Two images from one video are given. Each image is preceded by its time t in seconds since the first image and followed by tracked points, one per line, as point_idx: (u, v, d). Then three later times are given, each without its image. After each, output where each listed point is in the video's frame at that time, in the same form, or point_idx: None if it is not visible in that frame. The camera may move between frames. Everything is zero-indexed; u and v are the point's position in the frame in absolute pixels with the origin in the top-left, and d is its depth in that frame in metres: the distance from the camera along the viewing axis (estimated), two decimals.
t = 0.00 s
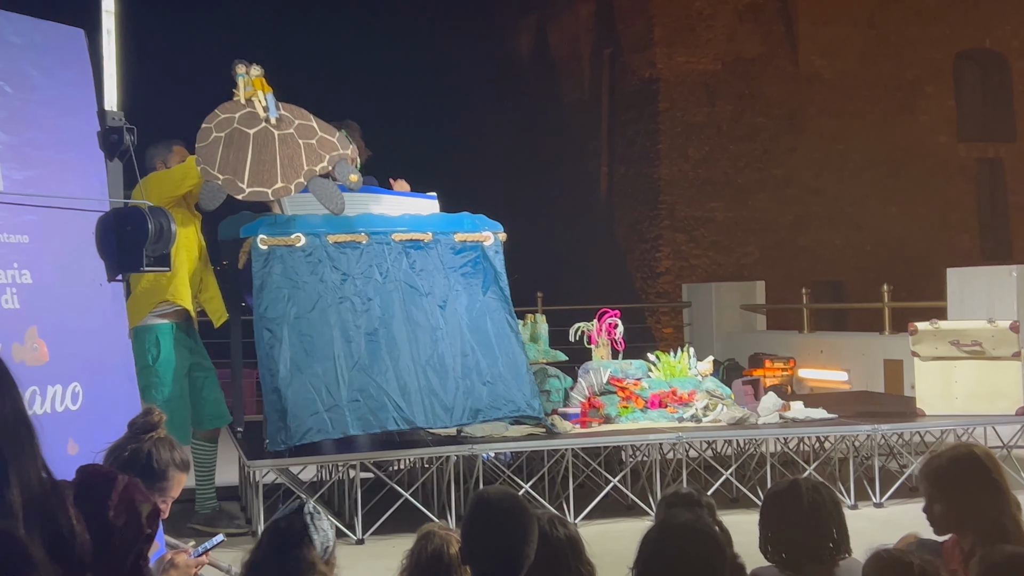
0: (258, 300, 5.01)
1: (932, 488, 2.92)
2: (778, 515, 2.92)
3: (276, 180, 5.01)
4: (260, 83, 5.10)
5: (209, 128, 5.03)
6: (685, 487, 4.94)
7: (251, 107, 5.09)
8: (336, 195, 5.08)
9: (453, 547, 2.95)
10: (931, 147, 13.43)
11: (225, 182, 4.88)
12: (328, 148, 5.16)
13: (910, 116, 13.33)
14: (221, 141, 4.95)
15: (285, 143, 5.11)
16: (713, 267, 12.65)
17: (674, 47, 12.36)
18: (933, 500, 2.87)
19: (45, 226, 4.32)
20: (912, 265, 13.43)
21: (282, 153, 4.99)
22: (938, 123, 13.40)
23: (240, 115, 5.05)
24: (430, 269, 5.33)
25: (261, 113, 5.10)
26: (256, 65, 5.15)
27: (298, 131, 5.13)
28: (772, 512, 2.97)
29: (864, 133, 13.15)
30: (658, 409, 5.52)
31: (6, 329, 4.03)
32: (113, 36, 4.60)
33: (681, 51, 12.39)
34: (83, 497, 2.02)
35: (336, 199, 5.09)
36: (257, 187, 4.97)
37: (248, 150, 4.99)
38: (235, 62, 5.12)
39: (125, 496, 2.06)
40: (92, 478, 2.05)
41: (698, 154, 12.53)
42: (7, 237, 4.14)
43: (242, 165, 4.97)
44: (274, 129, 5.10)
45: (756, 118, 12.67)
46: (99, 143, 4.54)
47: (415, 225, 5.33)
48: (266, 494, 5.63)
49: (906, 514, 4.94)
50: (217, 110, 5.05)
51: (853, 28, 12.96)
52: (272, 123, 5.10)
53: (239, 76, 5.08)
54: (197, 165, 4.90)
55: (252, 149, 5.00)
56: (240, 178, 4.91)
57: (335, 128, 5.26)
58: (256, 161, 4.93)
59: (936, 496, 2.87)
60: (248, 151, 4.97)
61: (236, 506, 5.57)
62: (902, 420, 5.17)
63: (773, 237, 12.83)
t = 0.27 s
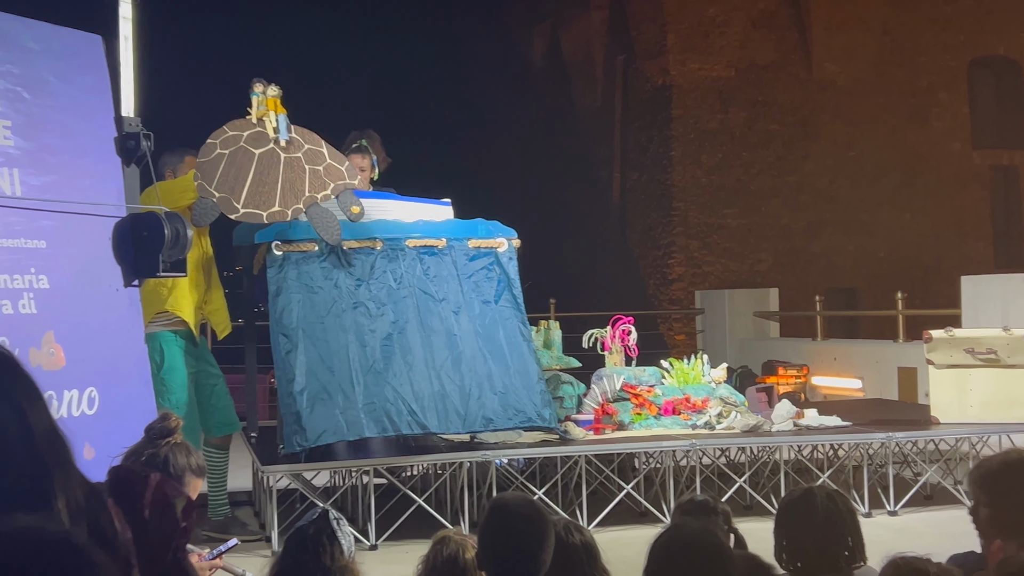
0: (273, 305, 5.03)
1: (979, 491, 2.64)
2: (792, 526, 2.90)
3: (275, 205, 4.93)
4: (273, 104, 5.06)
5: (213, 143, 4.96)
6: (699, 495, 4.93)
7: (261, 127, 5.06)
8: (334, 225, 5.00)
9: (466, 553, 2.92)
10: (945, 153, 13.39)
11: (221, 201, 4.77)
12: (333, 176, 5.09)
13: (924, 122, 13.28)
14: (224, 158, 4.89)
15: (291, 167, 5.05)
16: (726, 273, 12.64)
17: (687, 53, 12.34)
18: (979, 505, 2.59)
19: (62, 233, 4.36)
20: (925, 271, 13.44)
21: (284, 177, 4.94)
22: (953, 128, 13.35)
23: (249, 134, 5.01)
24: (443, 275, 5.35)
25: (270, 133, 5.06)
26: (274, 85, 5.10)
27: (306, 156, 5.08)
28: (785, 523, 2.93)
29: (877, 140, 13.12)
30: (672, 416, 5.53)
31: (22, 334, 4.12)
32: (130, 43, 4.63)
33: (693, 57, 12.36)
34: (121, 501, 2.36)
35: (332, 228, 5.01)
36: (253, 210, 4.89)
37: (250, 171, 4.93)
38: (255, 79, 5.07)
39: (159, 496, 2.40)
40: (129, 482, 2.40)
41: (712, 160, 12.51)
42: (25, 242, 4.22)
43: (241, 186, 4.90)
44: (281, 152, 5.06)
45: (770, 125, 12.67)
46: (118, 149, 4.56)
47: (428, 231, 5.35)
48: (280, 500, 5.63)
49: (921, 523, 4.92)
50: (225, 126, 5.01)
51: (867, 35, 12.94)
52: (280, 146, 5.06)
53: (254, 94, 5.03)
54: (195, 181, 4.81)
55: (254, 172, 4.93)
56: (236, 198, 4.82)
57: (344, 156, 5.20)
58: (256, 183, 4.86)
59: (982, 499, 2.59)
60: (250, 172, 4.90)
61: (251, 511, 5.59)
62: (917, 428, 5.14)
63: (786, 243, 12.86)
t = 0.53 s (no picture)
0: (285, 309, 5.04)
1: (1009, 500, 2.71)
2: (807, 532, 2.87)
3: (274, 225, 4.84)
4: (281, 121, 4.97)
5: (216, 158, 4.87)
6: (709, 501, 4.92)
7: (267, 144, 4.99)
8: (333, 250, 4.97)
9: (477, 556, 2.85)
10: (957, 160, 13.25)
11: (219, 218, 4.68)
12: (338, 198, 5.01)
13: (935, 128, 13.19)
14: (227, 174, 4.80)
15: (295, 186, 4.96)
16: (736, 280, 12.63)
17: (698, 59, 12.42)
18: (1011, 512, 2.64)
19: (74, 235, 4.29)
20: (938, 279, 13.28)
21: (287, 198, 4.87)
22: (966, 135, 13.22)
23: (253, 150, 4.93)
24: (453, 278, 5.35)
25: (277, 151, 4.99)
26: (283, 102, 5.04)
27: (311, 176, 4.99)
28: (798, 531, 2.91)
29: (887, 147, 13.08)
30: (683, 422, 5.55)
31: (34, 337, 4.05)
32: (143, 45, 4.68)
33: (704, 63, 12.44)
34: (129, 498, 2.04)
35: (331, 253, 5.00)
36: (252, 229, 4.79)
37: (252, 189, 4.82)
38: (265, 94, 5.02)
39: (171, 499, 2.09)
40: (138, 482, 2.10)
41: (721, 166, 12.57)
42: (37, 245, 4.15)
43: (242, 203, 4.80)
44: (286, 170, 4.96)
45: (780, 130, 12.71)
46: (130, 152, 4.54)
47: (440, 236, 5.36)
48: (287, 504, 5.62)
49: (932, 529, 4.90)
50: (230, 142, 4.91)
51: (879, 41, 12.83)
52: (285, 164, 4.97)
53: (264, 110, 4.96)
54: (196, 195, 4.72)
55: (256, 189, 4.84)
56: (235, 216, 4.72)
57: (350, 177, 5.13)
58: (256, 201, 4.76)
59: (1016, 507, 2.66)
60: (251, 190, 4.80)
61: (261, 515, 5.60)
62: (929, 436, 5.12)
63: (796, 250, 12.79)
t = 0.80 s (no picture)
0: (294, 317, 5.05)
1: None
2: (818, 546, 2.84)
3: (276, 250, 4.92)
4: (287, 145, 5.07)
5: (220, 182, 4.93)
6: (717, 511, 4.90)
7: (272, 169, 5.08)
8: (336, 276, 5.02)
9: (482, 566, 2.83)
10: (966, 170, 13.23)
11: (221, 244, 4.71)
12: (343, 224, 5.08)
13: (944, 138, 13.16)
14: (232, 198, 4.88)
15: (298, 212, 5.05)
16: (744, 289, 12.59)
17: (708, 68, 12.40)
18: None
19: (84, 243, 4.22)
20: (947, 289, 13.23)
21: (291, 223, 4.96)
22: (974, 145, 13.20)
23: (258, 175, 5.01)
24: (462, 287, 5.36)
25: (282, 177, 5.08)
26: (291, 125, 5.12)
27: (315, 203, 5.08)
28: (809, 545, 2.87)
29: (895, 157, 13.06)
30: (691, 431, 5.57)
31: (43, 346, 3.98)
32: (153, 54, 4.68)
33: (713, 72, 12.42)
34: (112, 507, 2.12)
35: (333, 280, 5.02)
36: (254, 254, 4.85)
37: (257, 214, 4.91)
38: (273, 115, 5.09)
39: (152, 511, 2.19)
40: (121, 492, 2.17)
41: (729, 176, 12.54)
42: (46, 253, 4.07)
43: (244, 229, 4.88)
44: (290, 196, 5.05)
45: (789, 139, 12.68)
46: (141, 162, 4.55)
47: (448, 244, 5.37)
48: (294, 513, 5.61)
49: (941, 541, 4.88)
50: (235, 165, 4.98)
51: (889, 50, 12.76)
52: (290, 190, 5.06)
53: (270, 134, 5.04)
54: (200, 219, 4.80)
55: (259, 215, 4.91)
56: (237, 242, 4.79)
57: (355, 205, 5.18)
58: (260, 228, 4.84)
59: None
60: (255, 216, 4.88)
61: (268, 524, 5.60)
62: (936, 447, 5.12)
63: (805, 259, 12.78)
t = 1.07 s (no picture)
0: (304, 328, 5.09)
1: None
2: (835, 558, 2.80)
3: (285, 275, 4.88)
4: (297, 170, 5.02)
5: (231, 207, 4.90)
6: (725, 522, 4.91)
7: (282, 193, 5.02)
8: (346, 302, 5.06)
9: None
10: (974, 179, 13.23)
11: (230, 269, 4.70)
12: (353, 249, 5.03)
13: (954, 148, 13.14)
14: (241, 223, 4.82)
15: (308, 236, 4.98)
16: (753, 296, 12.57)
17: (716, 77, 12.34)
18: None
19: (96, 253, 4.14)
20: (955, 299, 13.22)
21: (300, 250, 4.90)
22: (984, 154, 13.20)
23: (268, 199, 4.93)
24: (471, 297, 5.40)
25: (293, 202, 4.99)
26: (303, 148, 5.08)
27: (325, 226, 5.00)
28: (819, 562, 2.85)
29: (905, 165, 13.02)
30: (699, 441, 5.60)
31: (54, 356, 3.90)
32: (165, 66, 4.69)
33: (722, 81, 12.37)
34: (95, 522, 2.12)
35: (344, 306, 5.07)
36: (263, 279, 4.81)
37: (266, 238, 4.85)
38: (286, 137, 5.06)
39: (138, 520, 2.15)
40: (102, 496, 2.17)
41: (739, 184, 12.52)
42: (57, 263, 4.00)
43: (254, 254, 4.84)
44: (301, 221, 4.96)
45: (798, 147, 12.65)
46: (152, 171, 4.57)
47: (457, 254, 5.42)
48: (303, 522, 5.63)
49: (949, 553, 4.87)
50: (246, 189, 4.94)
51: (896, 60, 12.83)
52: (301, 215, 4.96)
53: (281, 158, 4.99)
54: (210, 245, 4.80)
55: (268, 241, 4.86)
56: (246, 267, 4.76)
57: (366, 230, 5.13)
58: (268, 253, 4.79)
59: None
60: (264, 241, 4.83)
61: (275, 534, 5.61)
62: (946, 459, 5.11)
63: (814, 267, 12.75)
